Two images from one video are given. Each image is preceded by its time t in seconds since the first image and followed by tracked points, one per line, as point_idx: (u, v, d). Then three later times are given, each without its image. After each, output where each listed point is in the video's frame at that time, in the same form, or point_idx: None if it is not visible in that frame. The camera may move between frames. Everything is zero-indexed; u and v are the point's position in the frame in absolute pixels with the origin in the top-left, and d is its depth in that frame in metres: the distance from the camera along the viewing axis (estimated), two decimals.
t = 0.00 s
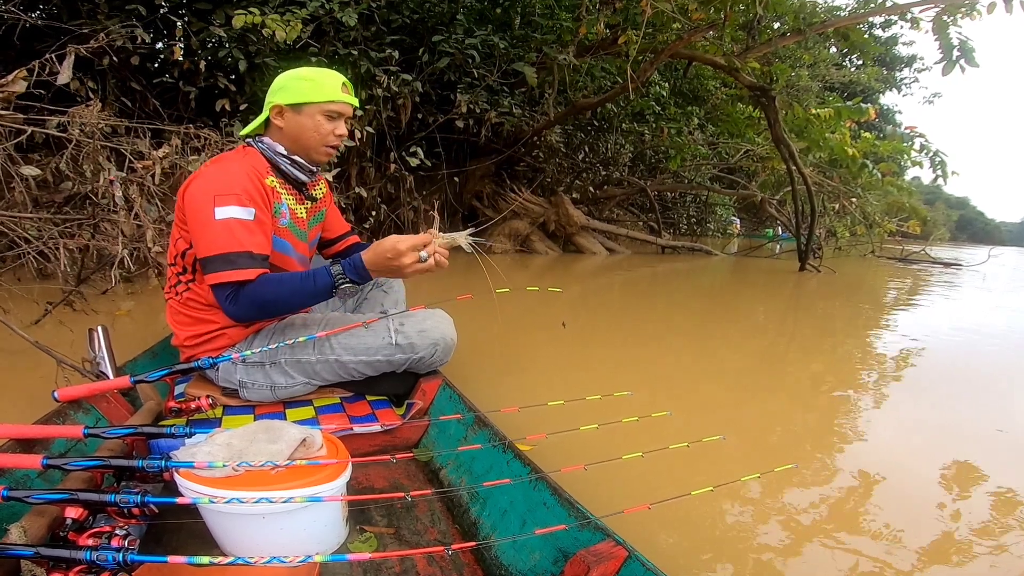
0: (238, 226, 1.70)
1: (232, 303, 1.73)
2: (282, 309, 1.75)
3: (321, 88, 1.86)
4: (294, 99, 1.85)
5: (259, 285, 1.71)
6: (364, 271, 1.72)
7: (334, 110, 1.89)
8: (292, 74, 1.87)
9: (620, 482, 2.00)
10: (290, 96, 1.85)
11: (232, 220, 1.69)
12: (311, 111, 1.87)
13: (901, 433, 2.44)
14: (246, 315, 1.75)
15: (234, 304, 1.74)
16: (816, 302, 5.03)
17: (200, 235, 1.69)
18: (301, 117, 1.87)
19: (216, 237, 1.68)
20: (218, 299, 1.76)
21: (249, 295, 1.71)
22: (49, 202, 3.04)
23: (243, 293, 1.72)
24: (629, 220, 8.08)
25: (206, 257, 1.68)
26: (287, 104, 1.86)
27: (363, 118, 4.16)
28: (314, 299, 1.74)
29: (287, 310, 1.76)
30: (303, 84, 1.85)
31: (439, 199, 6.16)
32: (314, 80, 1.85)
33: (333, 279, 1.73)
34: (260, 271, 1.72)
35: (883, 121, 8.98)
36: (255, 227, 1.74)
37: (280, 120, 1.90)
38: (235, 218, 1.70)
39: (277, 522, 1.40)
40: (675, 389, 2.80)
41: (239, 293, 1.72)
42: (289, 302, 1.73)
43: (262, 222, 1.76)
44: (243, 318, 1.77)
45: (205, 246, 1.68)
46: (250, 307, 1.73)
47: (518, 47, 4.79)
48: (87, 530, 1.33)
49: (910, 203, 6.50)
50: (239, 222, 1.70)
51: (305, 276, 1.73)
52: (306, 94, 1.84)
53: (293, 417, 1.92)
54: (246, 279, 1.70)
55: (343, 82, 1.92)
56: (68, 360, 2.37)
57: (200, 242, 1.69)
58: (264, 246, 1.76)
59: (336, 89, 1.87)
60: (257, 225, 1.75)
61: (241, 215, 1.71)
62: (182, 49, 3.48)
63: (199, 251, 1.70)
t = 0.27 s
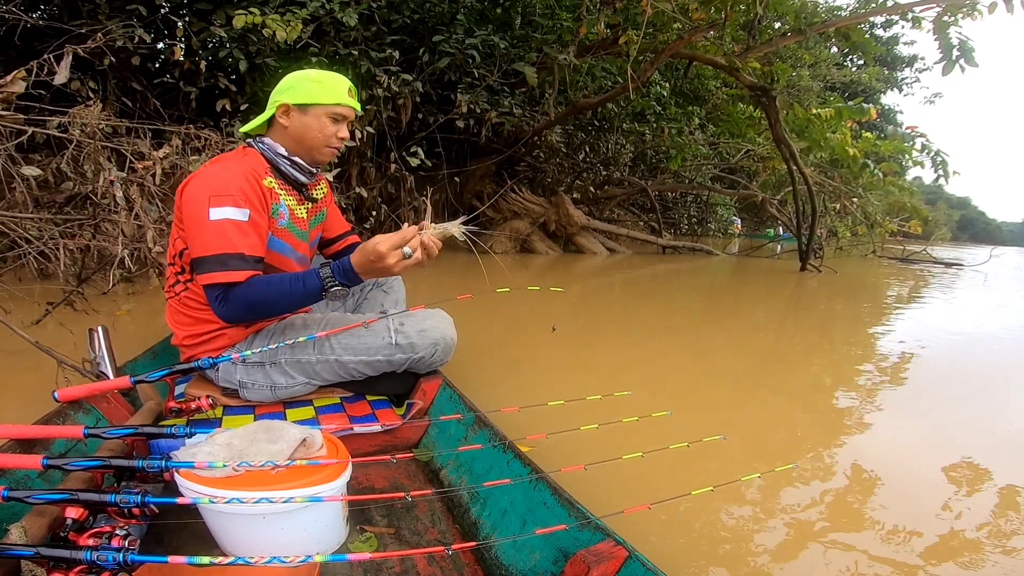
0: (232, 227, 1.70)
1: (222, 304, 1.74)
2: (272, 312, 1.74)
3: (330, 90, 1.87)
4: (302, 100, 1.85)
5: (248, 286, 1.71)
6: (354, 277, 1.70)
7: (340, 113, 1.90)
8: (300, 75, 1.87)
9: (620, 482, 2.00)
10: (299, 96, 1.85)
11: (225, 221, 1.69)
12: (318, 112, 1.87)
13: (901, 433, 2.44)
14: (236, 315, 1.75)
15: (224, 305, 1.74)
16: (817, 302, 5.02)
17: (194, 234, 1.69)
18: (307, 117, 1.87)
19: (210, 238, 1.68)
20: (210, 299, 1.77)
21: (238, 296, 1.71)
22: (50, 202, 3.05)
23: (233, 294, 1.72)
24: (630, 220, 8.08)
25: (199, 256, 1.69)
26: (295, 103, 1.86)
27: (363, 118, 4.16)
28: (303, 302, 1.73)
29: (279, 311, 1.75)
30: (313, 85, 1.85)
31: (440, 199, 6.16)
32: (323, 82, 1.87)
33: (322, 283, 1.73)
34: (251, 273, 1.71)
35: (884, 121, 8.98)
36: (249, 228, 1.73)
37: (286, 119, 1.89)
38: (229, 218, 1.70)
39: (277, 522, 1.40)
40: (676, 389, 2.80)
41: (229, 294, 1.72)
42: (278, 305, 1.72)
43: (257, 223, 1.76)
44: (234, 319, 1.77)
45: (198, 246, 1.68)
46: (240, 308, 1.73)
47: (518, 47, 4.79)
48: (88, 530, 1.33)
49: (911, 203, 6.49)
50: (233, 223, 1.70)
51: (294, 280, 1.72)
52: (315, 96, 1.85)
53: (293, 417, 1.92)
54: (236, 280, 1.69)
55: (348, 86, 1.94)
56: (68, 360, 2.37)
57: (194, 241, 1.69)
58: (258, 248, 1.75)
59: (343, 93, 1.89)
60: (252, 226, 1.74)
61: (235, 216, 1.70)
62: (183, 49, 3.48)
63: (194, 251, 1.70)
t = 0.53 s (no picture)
0: (222, 227, 1.70)
1: (208, 304, 1.74)
2: (257, 314, 1.74)
3: (331, 91, 1.87)
4: (303, 99, 1.85)
5: (233, 288, 1.70)
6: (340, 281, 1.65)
7: (340, 113, 1.91)
8: (302, 75, 1.88)
9: (620, 482, 2.00)
10: (301, 95, 1.85)
11: (216, 221, 1.69)
12: (319, 111, 1.87)
13: (903, 433, 2.43)
14: (221, 316, 1.75)
15: (210, 305, 1.74)
16: (818, 301, 5.02)
17: (186, 233, 1.70)
18: (308, 116, 1.87)
19: (200, 237, 1.68)
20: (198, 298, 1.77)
21: (223, 297, 1.71)
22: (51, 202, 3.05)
23: (219, 295, 1.72)
24: (630, 219, 8.09)
25: (189, 256, 1.69)
26: (296, 102, 1.86)
27: (364, 118, 4.16)
28: (287, 305, 1.71)
29: (266, 313, 1.74)
30: (315, 85, 1.86)
31: (440, 199, 6.16)
32: (325, 83, 1.87)
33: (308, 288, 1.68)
34: (238, 275, 1.71)
35: (885, 121, 8.97)
36: (241, 229, 1.73)
37: (287, 118, 1.89)
38: (219, 218, 1.69)
39: (277, 522, 1.40)
40: (676, 389, 2.79)
41: (215, 294, 1.72)
42: (263, 307, 1.71)
43: (249, 225, 1.76)
44: (220, 320, 1.78)
45: (188, 245, 1.69)
46: (225, 309, 1.73)
47: (519, 47, 4.79)
48: (88, 530, 1.34)
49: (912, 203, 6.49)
50: (223, 223, 1.70)
51: (278, 283, 1.69)
52: (317, 95, 1.85)
53: (294, 417, 1.92)
54: (223, 280, 1.69)
55: (349, 87, 1.94)
56: (68, 360, 2.37)
57: (184, 240, 1.70)
58: (249, 249, 1.75)
59: (345, 93, 1.90)
60: (243, 227, 1.74)
61: (226, 217, 1.70)
62: (183, 50, 3.48)
63: (184, 250, 1.71)
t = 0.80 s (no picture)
0: (214, 226, 1.69)
1: (195, 300, 1.72)
2: (243, 310, 1.71)
3: (333, 91, 1.88)
4: (304, 97, 1.85)
5: (219, 283, 1.68)
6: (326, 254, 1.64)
7: (341, 112, 1.91)
8: (305, 74, 1.88)
9: (620, 482, 2.00)
10: (302, 93, 1.86)
11: (208, 220, 1.69)
12: (319, 110, 1.87)
13: (903, 433, 2.43)
14: (207, 313, 1.73)
15: (196, 301, 1.72)
16: (819, 301, 5.02)
17: (178, 232, 1.70)
18: (308, 114, 1.87)
19: (189, 235, 1.68)
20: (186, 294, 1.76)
21: (209, 293, 1.69)
22: (52, 202, 3.05)
23: (206, 290, 1.70)
24: (631, 220, 8.08)
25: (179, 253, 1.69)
26: (297, 100, 1.86)
27: (364, 118, 4.17)
28: (273, 297, 1.69)
29: (253, 308, 1.71)
30: (316, 84, 1.86)
31: (441, 199, 6.16)
32: (327, 82, 1.88)
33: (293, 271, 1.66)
34: (226, 271, 1.70)
35: (887, 121, 8.96)
36: (233, 228, 1.73)
37: (288, 116, 1.89)
38: (208, 215, 1.69)
39: (277, 522, 1.40)
40: (676, 389, 2.79)
41: (201, 290, 1.70)
42: (248, 300, 1.68)
43: (242, 224, 1.75)
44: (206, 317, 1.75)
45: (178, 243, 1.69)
46: (211, 305, 1.71)
47: (519, 47, 4.79)
48: (87, 530, 1.34)
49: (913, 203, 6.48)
50: (212, 220, 1.69)
51: (263, 274, 1.67)
52: (318, 94, 1.86)
53: (293, 417, 1.92)
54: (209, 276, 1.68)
55: (350, 87, 1.94)
56: (68, 360, 2.38)
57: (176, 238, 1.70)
58: (240, 249, 1.74)
59: (346, 93, 1.90)
60: (236, 226, 1.74)
61: (219, 215, 1.70)
62: (184, 50, 3.48)
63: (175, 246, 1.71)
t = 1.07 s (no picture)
0: (218, 210, 1.68)
1: (188, 280, 1.63)
2: (240, 294, 1.64)
3: (333, 91, 1.88)
4: (304, 96, 1.85)
5: (220, 260, 1.63)
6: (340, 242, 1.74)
7: (340, 112, 1.90)
8: (306, 75, 1.88)
9: (620, 482, 2.00)
10: (302, 93, 1.86)
11: (212, 204, 1.68)
12: (318, 109, 1.87)
13: (904, 434, 2.43)
14: (200, 295, 1.63)
15: (190, 281, 1.63)
16: (820, 301, 5.01)
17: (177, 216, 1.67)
18: (308, 114, 1.87)
19: (190, 216, 1.66)
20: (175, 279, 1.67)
21: (208, 270, 1.62)
22: (52, 203, 3.05)
23: (201, 270, 1.62)
24: (632, 219, 8.08)
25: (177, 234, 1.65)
26: (297, 100, 1.86)
27: (365, 118, 4.17)
28: (277, 278, 1.65)
29: (251, 292, 1.65)
30: (316, 84, 1.86)
31: (442, 199, 6.16)
32: (327, 83, 1.88)
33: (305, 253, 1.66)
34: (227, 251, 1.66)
35: (888, 120, 8.95)
36: (235, 217, 1.72)
37: (287, 115, 1.89)
38: (211, 201, 1.68)
39: (277, 522, 1.40)
40: (676, 389, 2.79)
41: (198, 268, 1.63)
42: (248, 280, 1.63)
43: (243, 215, 1.75)
44: (197, 301, 1.65)
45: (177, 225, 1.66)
46: (207, 284, 1.62)
47: (520, 47, 4.79)
48: (88, 530, 1.34)
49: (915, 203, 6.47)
50: (214, 205, 1.68)
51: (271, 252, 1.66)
52: (318, 94, 1.86)
53: (294, 417, 1.92)
54: (210, 253, 1.63)
55: (350, 88, 1.94)
56: (68, 360, 2.38)
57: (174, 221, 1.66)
58: (240, 237, 1.73)
59: (346, 93, 1.90)
60: (238, 216, 1.74)
61: (224, 200, 1.70)
62: (185, 50, 3.48)
63: (174, 228, 1.67)
